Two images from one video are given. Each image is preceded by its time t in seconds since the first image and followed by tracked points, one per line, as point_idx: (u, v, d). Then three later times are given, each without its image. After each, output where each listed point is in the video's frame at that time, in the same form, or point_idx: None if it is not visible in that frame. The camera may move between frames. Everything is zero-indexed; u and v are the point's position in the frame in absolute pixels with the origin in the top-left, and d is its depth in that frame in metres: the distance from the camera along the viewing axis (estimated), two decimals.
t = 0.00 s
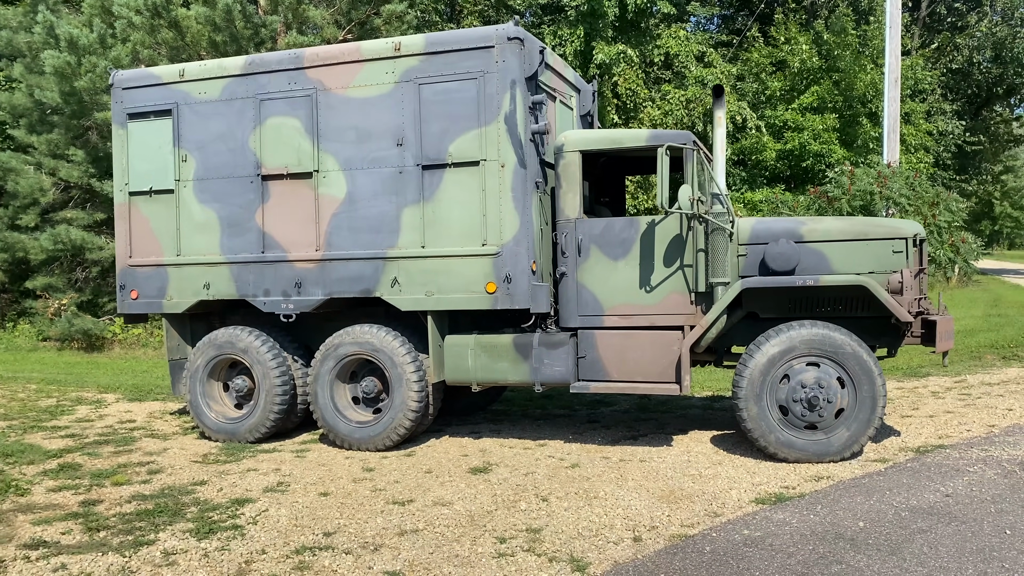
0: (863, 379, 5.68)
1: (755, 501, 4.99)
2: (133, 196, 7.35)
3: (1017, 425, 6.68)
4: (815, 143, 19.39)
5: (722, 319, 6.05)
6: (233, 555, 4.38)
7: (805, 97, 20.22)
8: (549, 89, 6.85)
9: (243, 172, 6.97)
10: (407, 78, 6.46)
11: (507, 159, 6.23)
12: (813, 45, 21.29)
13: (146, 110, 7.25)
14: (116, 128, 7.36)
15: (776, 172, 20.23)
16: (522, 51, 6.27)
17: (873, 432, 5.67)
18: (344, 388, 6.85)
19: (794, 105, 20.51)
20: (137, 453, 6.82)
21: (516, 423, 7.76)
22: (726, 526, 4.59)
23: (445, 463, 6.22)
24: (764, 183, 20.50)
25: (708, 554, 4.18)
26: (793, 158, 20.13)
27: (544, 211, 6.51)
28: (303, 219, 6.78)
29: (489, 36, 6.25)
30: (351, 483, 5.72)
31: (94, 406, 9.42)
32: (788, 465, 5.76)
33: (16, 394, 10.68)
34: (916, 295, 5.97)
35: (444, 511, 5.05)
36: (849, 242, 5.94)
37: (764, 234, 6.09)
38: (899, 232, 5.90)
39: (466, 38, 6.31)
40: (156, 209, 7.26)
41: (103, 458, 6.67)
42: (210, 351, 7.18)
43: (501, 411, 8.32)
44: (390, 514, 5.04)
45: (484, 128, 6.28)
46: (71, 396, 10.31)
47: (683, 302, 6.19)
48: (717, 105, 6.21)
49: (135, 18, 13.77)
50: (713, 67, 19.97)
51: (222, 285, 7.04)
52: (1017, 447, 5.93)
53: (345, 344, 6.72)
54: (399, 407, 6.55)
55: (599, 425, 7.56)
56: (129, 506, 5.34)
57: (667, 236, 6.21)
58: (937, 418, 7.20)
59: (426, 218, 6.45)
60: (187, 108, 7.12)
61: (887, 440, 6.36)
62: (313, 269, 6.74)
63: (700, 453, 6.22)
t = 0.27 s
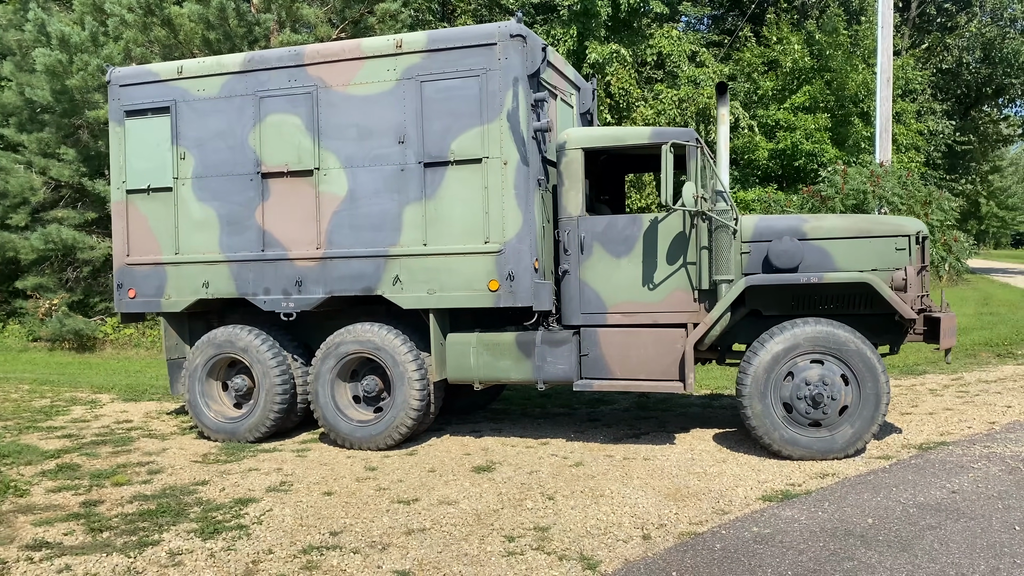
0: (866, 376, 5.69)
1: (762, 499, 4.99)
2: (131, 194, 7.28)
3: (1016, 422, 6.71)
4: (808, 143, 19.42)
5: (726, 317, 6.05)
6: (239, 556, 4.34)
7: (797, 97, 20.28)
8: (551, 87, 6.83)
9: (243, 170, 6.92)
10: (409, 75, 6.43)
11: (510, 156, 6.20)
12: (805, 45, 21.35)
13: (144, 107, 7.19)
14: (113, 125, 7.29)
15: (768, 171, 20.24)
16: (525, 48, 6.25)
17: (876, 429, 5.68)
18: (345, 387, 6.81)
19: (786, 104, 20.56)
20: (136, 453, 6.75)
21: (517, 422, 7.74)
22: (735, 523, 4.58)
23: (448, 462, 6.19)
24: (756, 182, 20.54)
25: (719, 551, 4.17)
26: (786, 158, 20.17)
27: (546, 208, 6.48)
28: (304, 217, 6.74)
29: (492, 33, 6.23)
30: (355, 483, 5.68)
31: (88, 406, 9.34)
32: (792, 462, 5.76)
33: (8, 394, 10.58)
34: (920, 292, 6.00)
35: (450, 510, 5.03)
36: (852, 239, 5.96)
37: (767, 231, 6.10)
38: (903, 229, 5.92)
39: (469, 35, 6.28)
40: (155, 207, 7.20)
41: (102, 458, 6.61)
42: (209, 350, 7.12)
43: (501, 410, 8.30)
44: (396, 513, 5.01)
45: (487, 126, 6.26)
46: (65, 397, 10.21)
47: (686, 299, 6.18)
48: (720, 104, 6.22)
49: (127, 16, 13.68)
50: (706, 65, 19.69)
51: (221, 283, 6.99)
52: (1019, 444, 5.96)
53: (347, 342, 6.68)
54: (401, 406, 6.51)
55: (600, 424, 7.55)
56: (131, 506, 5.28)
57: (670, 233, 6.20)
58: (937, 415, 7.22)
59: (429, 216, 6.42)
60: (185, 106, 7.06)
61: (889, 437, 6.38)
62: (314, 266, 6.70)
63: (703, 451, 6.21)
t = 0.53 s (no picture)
0: (871, 376, 5.69)
1: (770, 499, 4.97)
2: (128, 193, 7.21)
3: (1018, 421, 6.73)
4: (801, 142, 19.43)
5: (730, 317, 6.04)
6: (245, 559, 4.30)
7: (790, 97, 20.32)
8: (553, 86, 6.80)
9: (243, 169, 6.86)
10: (411, 74, 6.39)
11: (513, 156, 6.17)
12: (798, 45, 21.41)
13: (141, 106, 7.12)
14: (110, 124, 7.21)
15: (762, 171, 20.26)
16: (528, 46, 6.22)
17: (881, 429, 5.68)
18: (346, 387, 6.77)
19: (780, 104, 20.60)
20: (135, 455, 6.68)
21: (517, 422, 7.70)
22: (744, 524, 4.56)
23: (451, 463, 6.15)
24: (750, 182, 20.57)
25: (730, 552, 4.15)
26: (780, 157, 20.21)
27: (549, 207, 6.45)
28: (304, 217, 6.69)
29: (495, 31, 6.20)
30: (358, 484, 5.64)
31: (83, 408, 9.25)
32: (797, 462, 5.75)
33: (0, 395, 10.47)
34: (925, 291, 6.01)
35: (456, 511, 4.99)
36: (857, 239, 5.96)
37: (771, 231, 6.10)
38: (907, 229, 5.93)
39: (471, 33, 6.25)
40: (153, 206, 7.13)
41: (100, 460, 6.54)
42: (208, 351, 7.07)
43: (501, 410, 8.26)
44: (401, 514, 4.97)
45: (490, 125, 6.23)
46: (58, 398, 10.12)
47: (690, 299, 6.17)
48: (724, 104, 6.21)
49: (120, 14, 13.58)
50: (700, 66, 19.71)
51: (220, 283, 6.93)
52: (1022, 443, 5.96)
53: (348, 343, 6.64)
54: (403, 407, 6.47)
55: (601, 424, 7.52)
56: (132, 509, 5.22)
57: (674, 233, 6.18)
58: (938, 415, 7.24)
59: (431, 215, 6.38)
60: (184, 104, 7.00)
61: (893, 437, 6.37)
62: (315, 266, 6.65)
63: (707, 451, 6.19)
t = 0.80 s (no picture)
0: (873, 375, 5.71)
1: (775, 497, 4.98)
2: (127, 192, 7.17)
3: (1016, 420, 6.76)
4: (795, 142, 19.45)
5: (733, 316, 6.04)
6: (250, 559, 4.27)
7: (784, 97, 20.35)
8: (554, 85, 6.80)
9: (243, 168, 6.83)
10: (412, 72, 6.38)
11: (515, 155, 6.17)
12: (792, 45, 21.46)
13: (140, 104, 7.08)
14: (108, 123, 7.17)
15: (755, 171, 20.29)
16: (530, 45, 6.22)
17: (883, 428, 5.70)
18: (347, 387, 6.74)
19: (774, 104, 20.65)
20: (134, 456, 6.64)
21: (517, 422, 7.69)
22: (750, 523, 4.56)
23: (454, 462, 6.14)
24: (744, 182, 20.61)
25: (737, 550, 4.16)
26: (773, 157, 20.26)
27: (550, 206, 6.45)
28: (305, 216, 6.66)
29: (497, 30, 6.19)
30: (361, 484, 5.62)
31: (78, 408, 9.19)
32: (799, 461, 5.76)
33: None
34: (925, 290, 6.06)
35: (461, 511, 4.98)
36: (858, 238, 5.98)
37: (772, 230, 6.12)
38: (907, 228, 5.96)
39: (473, 32, 6.24)
40: (151, 205, 7.09)
41: (100, 461, 6.50)
42: (208, 351, 7.03)
43: (500, 410, 8.25)
44: (405, 514, 4.95)
45: (492, 123, 6.22)
46: (53, 398, 10.05)
47: (692, 298, 6.17)
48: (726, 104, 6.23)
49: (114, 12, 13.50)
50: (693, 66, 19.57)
51: (220, 283, 6.90)
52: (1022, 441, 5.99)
53: (349, 342, 6.62)
54: (404, 406, 6.45)
55: (601, 424, 7.52)
56: (134, 509, 5.19)
57: (676, 232, 6.19)
58: (937, 413, 7.27)
59: (432, 215, 6.37)
60: (183, 103, 6.96)
61: (893, 435, 6.40)
62: (316, 266, 6.62)
63: (709, 450, 6.20)
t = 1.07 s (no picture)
0: (876, 373, 5.74)
1: (780, 495, 5.01)
2: (128, 191, 7.15)
3: (1016, 418, 6.80)
4: (790, 142, 19.47)
5: (736, 315, 6.07)
6: (259, 558, 4.28)
7: (779, 97, 20.39)
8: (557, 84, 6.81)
9: (246, 167, 6.82)
10: (416, 71, 6.39)
11: (519, 154, 6.18)
12: (787, 45, 21.52)
13: (142, 103, 7.07)
14: (110, 121, 7.16)
15: (751, 171, 20.34)
16: (534, 44, 6.23)
17: (885, 426, 5.74)
18: (350, 386, 6.75)
19: (769, 104, 20.70)
20: (137, 455, 6.63)
21: (519, 421, 7.70)
22: (757, 520, 4.59)
23: (458, 461, 6.15)
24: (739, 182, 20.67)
25: (745, 548, 4.18)
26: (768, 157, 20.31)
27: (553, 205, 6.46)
28: (308, 214, 6.66)
29: (501, 29, 6.20)
30: (366, 482, 5.63)
31: (78, 407, 9.16)
32: (802, 459, 5.80)
33: None
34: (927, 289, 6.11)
35: (467, 509, 4.99)
36: (860, 237, 6.02)
37: (775, 230, 6.15)
38: (910, 227, 6.00)
39: (477, 31, 6.25)
40: (153, 204, 7.08)
41: (103, 460, 6.49)
42: (210, 350, 7.02)
43: (502, 409, 8.26)
44: (412, 512, 4.97)
45: (496, 123, 6.23)
46: (51, 397, 10.01)
47: (695, 297, 6.20)
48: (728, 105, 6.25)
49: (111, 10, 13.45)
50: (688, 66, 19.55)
51: (222, 282, 6.89)
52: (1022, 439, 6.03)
53: (352, 341, 6.62)
54: (408, 405, 6.46)
55: (603, 422, 7.53)
56: (140, 508, 5.19)
57: (679, 231, 6.21)
58: (937, 411, 7.31)
59: (436, 214, 6.37)
60: (185, 101, 6.95)
61: (895, 433, 6.43)
62: (319, 265, 6.62)
63: (713, 448, 6.22)
